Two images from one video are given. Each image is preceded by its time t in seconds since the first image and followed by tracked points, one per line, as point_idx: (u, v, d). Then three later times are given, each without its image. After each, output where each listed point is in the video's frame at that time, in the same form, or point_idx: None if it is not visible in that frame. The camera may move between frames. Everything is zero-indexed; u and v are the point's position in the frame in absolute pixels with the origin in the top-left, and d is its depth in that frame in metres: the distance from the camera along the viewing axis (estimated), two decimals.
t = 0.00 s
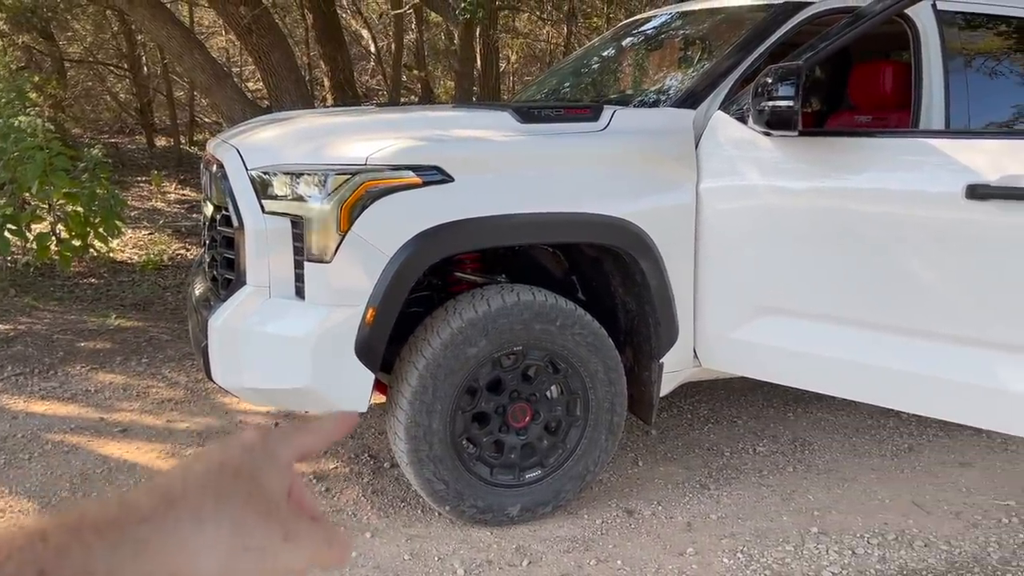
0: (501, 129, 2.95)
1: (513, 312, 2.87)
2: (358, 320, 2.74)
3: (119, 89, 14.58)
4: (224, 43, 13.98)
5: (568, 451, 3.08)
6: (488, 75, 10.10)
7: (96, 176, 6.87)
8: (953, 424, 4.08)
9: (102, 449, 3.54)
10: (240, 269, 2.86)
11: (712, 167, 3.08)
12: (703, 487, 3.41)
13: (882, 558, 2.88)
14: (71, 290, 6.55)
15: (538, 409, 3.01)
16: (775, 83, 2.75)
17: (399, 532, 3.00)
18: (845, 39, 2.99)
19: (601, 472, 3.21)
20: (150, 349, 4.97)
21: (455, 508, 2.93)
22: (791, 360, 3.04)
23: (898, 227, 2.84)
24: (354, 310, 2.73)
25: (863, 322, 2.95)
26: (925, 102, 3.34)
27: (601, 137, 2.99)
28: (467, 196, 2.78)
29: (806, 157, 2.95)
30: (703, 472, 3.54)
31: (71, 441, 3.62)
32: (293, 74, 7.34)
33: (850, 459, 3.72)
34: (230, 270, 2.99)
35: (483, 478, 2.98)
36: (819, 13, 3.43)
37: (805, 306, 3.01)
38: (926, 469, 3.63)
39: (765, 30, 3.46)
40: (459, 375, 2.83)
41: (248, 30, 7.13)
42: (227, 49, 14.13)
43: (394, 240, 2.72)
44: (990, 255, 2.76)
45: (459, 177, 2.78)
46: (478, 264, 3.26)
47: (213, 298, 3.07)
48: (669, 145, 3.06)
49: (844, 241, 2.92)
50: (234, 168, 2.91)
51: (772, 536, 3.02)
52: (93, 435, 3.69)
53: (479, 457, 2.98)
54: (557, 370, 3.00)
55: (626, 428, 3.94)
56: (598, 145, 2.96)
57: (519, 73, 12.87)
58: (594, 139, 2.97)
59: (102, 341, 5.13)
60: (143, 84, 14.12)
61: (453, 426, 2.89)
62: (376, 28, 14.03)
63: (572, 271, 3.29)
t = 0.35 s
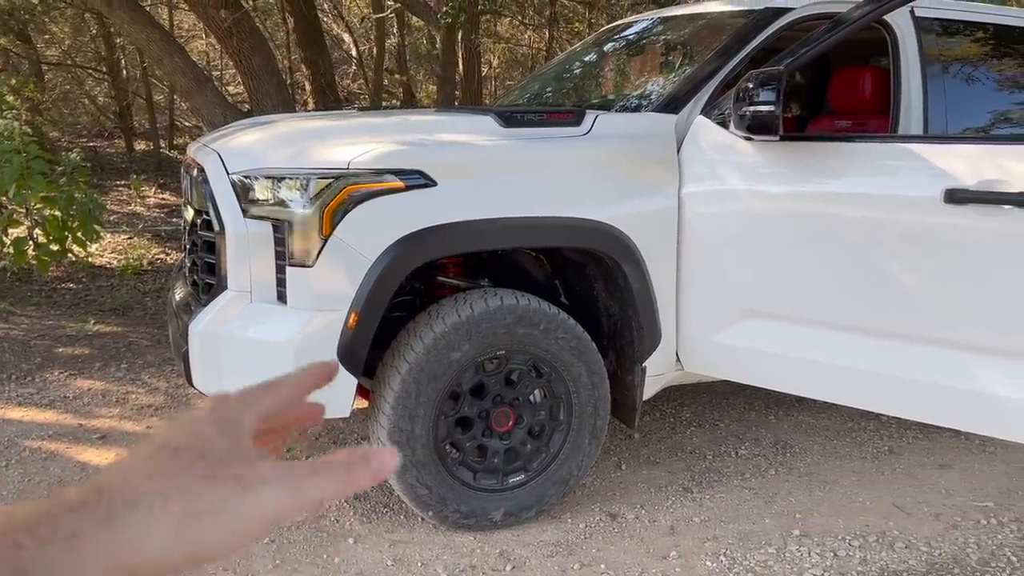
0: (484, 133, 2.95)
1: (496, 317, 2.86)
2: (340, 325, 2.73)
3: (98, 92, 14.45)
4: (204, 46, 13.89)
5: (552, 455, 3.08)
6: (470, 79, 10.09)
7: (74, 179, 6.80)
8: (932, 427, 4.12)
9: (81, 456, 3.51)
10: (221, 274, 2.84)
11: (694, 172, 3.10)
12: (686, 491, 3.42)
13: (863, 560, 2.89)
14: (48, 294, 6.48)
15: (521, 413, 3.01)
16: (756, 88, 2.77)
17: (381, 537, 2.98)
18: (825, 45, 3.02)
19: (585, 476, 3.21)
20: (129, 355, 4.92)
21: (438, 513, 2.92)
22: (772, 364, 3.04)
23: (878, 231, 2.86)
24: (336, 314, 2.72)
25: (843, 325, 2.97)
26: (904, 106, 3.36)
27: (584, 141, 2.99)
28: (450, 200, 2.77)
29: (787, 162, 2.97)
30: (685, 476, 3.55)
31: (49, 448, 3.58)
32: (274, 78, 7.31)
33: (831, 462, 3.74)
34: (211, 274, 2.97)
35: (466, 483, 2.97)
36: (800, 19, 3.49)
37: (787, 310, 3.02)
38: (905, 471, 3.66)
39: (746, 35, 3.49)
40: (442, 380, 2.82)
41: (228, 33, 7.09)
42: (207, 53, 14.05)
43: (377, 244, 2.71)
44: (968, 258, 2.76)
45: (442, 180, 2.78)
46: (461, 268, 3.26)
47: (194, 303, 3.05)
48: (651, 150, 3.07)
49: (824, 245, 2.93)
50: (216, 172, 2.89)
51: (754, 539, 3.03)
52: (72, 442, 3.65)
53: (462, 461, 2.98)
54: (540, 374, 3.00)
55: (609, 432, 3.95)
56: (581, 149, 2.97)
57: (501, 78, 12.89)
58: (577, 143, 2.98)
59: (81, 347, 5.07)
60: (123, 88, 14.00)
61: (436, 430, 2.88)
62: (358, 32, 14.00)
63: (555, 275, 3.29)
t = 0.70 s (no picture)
0: (471, 137, 2.95)
1: (484, 321, 2.86)
2: (328, 329, 2.72)
3: (81, 95, 14.35)
4: (189, 49, 13.83)
5: (540, 459, 3.07)
6: (456, 82, 10.09)
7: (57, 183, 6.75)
8: (917, 430, 4.14)
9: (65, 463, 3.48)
10: (208, 279, 2.83)
11: (681, 176, 3.11)
12: (673, 494, 3.43)
13: (849, 563, 2.91)
14: (31, 299, 6.43)
15: (509, 418, 3.01)
16: (742, 94, 2.79)
17: (369, 543, 2.97)
18: (811, 51, 3.03)
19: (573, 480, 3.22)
20: (113, 360, 4.88)
21: (426, 518, 2.91)
22: (759, 368, 3.05)
23: (864, 235, 2.88)
24: (324, 319, 2.71)
25: (829, 329, 2.98)
26: (889, 111, 3.39)
27: (572, 145, 3.00)
28: (438, 205, 2.77)
29: (773, 167, 2.99)
30: (673, 480, 3.56)
31: (33, 455, 3.55)
32: (259, 81, 7.28)
33: (818, 465, 3.76)
34: (197, 279, 2.95)
35: (454, 488, 2.96)
36: (785, 25, 3.51)
37: (773, 314, 3.03)
38: (891, 474, 3.68)
39: (732, 41, 3.49)
40: (430, 384, 2.81)
41: (213, 37, 7.06)
42: (192, 56, 13.99)
43: (365, 249, 2.70)
44: (953, 262, 2.78)
45: (430, 185, 2.77)
46: (449, 272, 3.25)
47: (179, 308, 3.03)
48: (638, 154, 3.08)
49: (811, 250, 2.95)
50: (201, 176, 2.87)
51: (742, 543, 3.04)
52: (55, 449, 3.62)
53: (450, 467, 2.97)
54: (528, 378, 3.00)
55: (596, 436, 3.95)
56: (569, 154, 2.97)
57: (488, 82, 12.91)
58: (565, 147, 2.98)
59: (64, 352, 5.03)
60: (107, 91, 13.91)
61: (424, 435, 2.87)
62: (343, 35, 13.97)
63: (542, 280, 3.29)
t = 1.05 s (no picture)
0: (466, 140, 2.95)
1: (478, 324, 2.85)
2: (322, 332, 2.71)
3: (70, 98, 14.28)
4: (179, 52, 13.79)
5: (534, 463, 3.07)
6: (447, 85, 10.09)
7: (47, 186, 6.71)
8: (909, 432, 4.16)
9: (56, 467, 3.46)
10: (201, 281, 2.82)
11: (675, 180, 3.12)
12: (667, 497, 3.43)
13: (843, 565, 2.91)
14: (20, 303, 6.39)
15: (504, 421, 3.00)
16: (736, 97, 2.79)
17: (363, 547, 2.96)
18: (804, 55, 3.05)
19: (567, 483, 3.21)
20: (104, 363, 4.85)
21: (420, 522, 2.90)
22: (753, 371, 3.06)
23: (857, 238, 2.89)
24: (318, 322, 2.70)
25: (823, 331, 2.99)
26: (881, 115, 3.40)
27: (566, 148, 3.00)
28: (433, 207, 2.77)
29: (767, 170, 3.00)
30: (667, 482, 3.56)
31: (24, 459, 3.53)
32: (249, 84, 7.26)
33: (810, 468, 3.77)
34: (190, 282, 2.94)
35: (448, 491, 2.96)
36: (777, 29, 3.53)
37: (767, 317, 3.04)
38: (884, 476, 3.69)
39: (725, 46, 3.50)
40: (424, 387, 2.81)
41: (203, 40, 7.04)
42: (182, 58, 13.94)
43: (359, 251, 2.70)
44: (945, 265, 2.79)
45: (425, 188, 2.77)
46: (443, 275, 3.25)
47: (172, 311, 3.02)
48: (632, 157, 3.09)
49: (804, 253, 2.96)
50: (195, 179, 2.87)
51: (736, 545, 3.04)
52: (46, 453, 3.60)
53: (444, 470, 2.96)
54: (523, 381, 3.00)
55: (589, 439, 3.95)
56: (563, 157, 2.98)
57: (479, 85, 12.93)
58: (559, 150, 2.99)
59: (55, 355, 5.00)
60: (96, 93, 13.85)
61: (419, 439, 2.86)
62: (334, 38, 13.95)
63: (537, 282, 3.29)
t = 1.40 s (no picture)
0: (465, 143, 2.96)
1: (478, 327, 2.86)
2: (322, 334, 2.71)
3: (63, 100, 14.24)
4: (174, 55, 13.77)
5: (533, 465, 3.08)
6: (443, 89, 10.10)
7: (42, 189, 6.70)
8: (905, 434, 4.18)
9: (54, 470, 3.46)
10: (201, 283, 2.82)
11: (674, 183, 3.13)
12: (665, 499, 3.44)
13: (841, 566, 2.93)
14: (15, 305, 6.37)
15: (503, 423, 3.01)
16: (736, 100, 2.81)
17: (362, 549, 2.96)
18: (800, 59, 3.06)
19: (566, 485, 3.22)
20: (100, 366, 4.84)
21: (419, 525, 2.91)
22: (752, 373, 3.07)
23: (855, 241, 2.90)
24: (318, 325, 2.70)
25: (821, 333, 3.00)
26: (879, 118, 3.43)
27: (565, 151, 3.01)
28: (433, 210, 2.77)
29: (765, 173, 3.01)
30: (665, 485, 3.57)
31: (21, 462, 3.52)
32: (245, 87, 7.25)
33: (807, 470, 3.79)
34: (190, 284, 2.94)
35: (448, 494, 2.96)
36: (774, 34, 3.54)
37: (766, 320, 3.05)
38: (880, 478, 3.71)
39: (723, 50, 3.52)
40: (424, 390, 2.81)
41: (199, 43, 7.03)
42: (176, 61, 13.92)
43: (359, 254, 2.70)
44: (943, 268, 2.80)
45: (425, 191, 2.78)
46: (442, 278, 3.25)
47: (172, 313, 3.01)
48: (631, 160, 3.10)
49: (802, 256, 2.97)
50: (194, 181, 2.87)
51: (735, 547, 3.05)
52: (43, 456, 3.59)
53: (443, 472, 2.97)
54: (522, 384, 3.01)
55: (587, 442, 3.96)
56: (562, 160, 2.99)
57: (474, 88, 12.95)
58: (559, 153, 3.00)
59: (51, 358, 4.99)
60: (90, 96, 13.82)
61: (418, 441, 2.87)
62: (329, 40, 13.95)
63: (536, 285, 3.30)
